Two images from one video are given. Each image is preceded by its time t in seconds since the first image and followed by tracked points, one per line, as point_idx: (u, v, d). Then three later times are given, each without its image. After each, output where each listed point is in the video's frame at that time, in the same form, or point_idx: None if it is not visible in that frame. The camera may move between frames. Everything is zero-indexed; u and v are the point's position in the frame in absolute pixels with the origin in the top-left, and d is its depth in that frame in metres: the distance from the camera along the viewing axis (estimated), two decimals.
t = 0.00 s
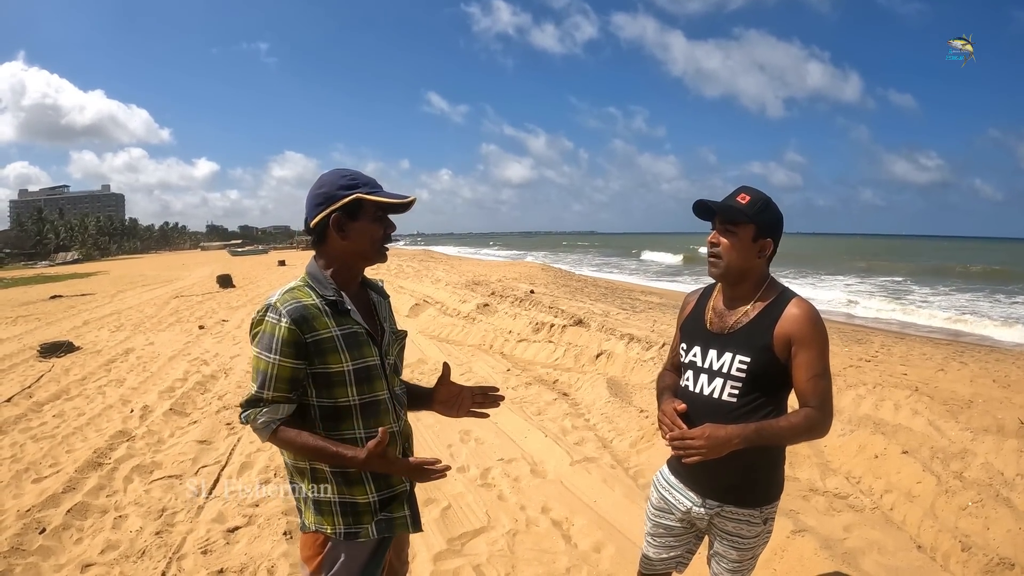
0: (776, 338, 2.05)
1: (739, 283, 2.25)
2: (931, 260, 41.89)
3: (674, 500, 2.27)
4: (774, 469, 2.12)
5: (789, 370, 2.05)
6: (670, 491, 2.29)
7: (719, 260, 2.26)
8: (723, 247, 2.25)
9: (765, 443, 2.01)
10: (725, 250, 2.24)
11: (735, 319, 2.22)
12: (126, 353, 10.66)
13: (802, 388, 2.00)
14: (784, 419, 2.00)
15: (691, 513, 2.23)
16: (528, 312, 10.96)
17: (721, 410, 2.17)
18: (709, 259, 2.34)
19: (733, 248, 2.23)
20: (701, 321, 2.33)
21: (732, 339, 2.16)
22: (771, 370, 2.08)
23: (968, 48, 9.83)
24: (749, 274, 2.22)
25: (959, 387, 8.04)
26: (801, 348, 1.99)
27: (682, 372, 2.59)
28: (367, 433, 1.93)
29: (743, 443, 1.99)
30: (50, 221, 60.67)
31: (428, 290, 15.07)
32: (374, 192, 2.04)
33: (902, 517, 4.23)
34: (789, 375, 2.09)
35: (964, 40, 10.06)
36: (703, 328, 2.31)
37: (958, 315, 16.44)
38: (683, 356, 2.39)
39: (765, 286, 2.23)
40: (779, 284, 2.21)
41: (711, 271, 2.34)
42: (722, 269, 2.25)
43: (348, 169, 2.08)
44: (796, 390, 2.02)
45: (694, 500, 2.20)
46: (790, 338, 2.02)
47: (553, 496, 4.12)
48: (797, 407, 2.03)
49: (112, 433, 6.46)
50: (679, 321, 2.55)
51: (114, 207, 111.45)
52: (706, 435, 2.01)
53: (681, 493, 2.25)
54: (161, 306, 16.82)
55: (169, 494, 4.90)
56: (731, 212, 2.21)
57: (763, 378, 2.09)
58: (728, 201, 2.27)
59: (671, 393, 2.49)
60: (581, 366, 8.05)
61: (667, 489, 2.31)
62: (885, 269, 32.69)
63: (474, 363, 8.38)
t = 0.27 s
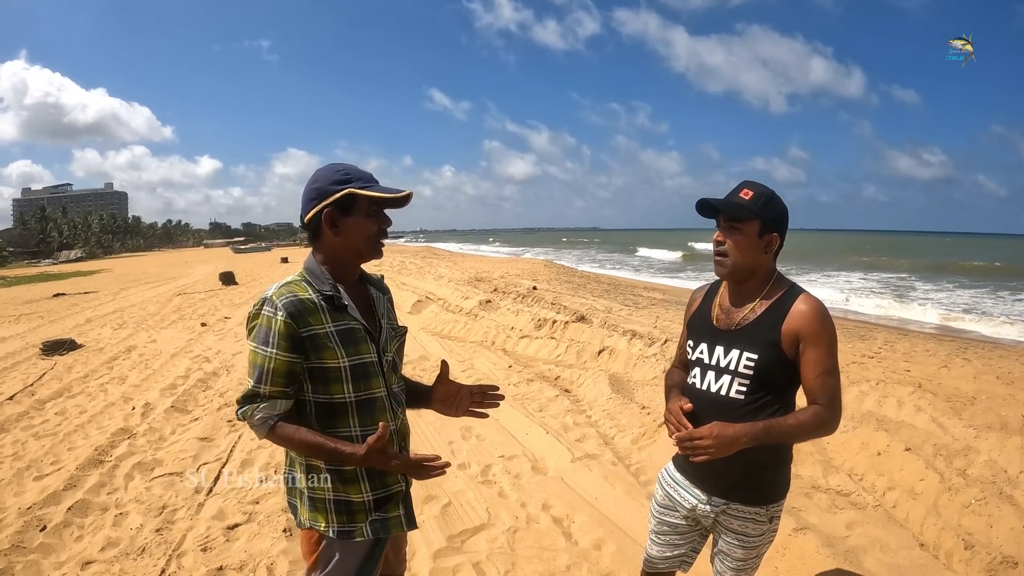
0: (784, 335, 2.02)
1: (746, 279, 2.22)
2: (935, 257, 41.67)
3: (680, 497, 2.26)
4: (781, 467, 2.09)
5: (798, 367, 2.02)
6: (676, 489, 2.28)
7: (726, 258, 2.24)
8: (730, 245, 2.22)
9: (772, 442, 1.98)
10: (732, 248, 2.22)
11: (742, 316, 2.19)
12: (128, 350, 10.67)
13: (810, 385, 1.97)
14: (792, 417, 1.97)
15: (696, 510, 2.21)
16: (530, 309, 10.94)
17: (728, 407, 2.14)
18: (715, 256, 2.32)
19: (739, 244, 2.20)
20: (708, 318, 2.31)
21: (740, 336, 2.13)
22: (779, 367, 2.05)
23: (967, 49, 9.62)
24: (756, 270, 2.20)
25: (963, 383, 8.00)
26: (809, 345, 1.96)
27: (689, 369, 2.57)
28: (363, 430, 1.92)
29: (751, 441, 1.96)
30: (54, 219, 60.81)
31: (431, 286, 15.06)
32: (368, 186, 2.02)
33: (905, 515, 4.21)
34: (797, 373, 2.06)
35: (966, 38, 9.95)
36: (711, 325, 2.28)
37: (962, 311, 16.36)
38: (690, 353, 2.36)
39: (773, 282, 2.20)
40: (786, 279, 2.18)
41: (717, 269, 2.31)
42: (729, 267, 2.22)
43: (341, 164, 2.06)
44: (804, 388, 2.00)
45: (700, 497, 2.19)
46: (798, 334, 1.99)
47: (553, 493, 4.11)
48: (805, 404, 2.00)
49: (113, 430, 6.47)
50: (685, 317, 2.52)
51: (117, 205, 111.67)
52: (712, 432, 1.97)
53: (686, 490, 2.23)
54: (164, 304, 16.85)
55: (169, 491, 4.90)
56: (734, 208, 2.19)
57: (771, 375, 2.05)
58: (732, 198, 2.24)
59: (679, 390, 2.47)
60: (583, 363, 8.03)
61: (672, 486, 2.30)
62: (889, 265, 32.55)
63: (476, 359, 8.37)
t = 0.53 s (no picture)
0: (789, 334, 2.00)
1: (750, 277, 2.20)
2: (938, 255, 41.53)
3: (682, 498, 2.23)
4: (782, 466, 2.08)
5: (801, 367, 2.02)
6: (677, 489, 2.25)
7: (731, 256, 2.21)
8: (735, 242, 2.19)
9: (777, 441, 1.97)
10: (737, 245, 2.19)
11: (746, 315, 2.17)
12: (129, 349, 10.67)
13: (814, 384, 1.96)
14: (796, 415, 1.96)
15: (698, 510, 2.19)
16: (531, 307, 10.91)
17: (731, 406, 2.12)
18: (718, 254, 2.29)
19: (744, 242, 2.18)
20: (710, 317, 2.28)
21: (743, 335, 2.11)
22: (783, 366, 2.03)
23: (967, 49, 9.63)
24: (761, 268, 2.18)
25: (965, 381, 7.97)
26: (813, 344, 1.95)
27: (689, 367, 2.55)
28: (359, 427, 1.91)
29: (756, 441, 1.92)
30: (56, 219, 60.92)
31: (432, 285, 15.05)
32: (365, 187, 1.99)
33: (907, 514, 4.18)
34: (799, 372, 2.05)
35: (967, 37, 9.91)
36: (713, 323, 2.25)
37: (964, 310, 16.30)
38: (691, 351, 2.34)
39: (777, 281, 2.19)
40: (789, 278, 2.17)
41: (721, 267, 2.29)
42: (734, 265, 2.20)
43: (339, 163, 2.03)
44: (807, 387, 1.99)
45: (702, 498, 2.16)
46: (803, 333, 1.98)
47: (554, 492, 4.09)
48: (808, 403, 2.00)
49: (114, 429, 6.46)
50: (687, 316, 2.49)
51: (118, 205, 111.83)
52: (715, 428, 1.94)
53: (688, 490, 2.21)
54: (166, 303, 16.86)
55: (169, 490, 4.90)
56: (739, 205, 2.16)
57: (775, 375, 2.04)
58: (736, 195, 2.22)
59: (679, 388, 2.45)
60: (584, 361, 8.01)
61: (674, 486, 2.27)
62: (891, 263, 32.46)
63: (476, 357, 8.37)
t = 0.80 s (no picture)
0: (793, 335, 1.97)
1: (751, 276, 2.16)
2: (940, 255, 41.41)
3: (681, 502, 2.19)
4: (784, 468, 2.05)
5: (804, 369, 1.98)
6: (676, 493, 2.21)
7: (732, 255, 2.17)
8: (736, 241, 2.16)
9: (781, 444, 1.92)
10: (738, 244, 2.15)
11: (748, 316, 2.13)
12: (129, 350, 10.65)
13: (817, 386, 1.93)
14: (801, 418, 1.92)
15: (698, 515, 2.15)
16: (533, 307, 10.88)
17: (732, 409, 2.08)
18: (719, 253, 2.25)
19: (746, 240, 2.14)
20: (711, 318, 2.24)
21: (746, 337, 2.07)
22: (786, 368, 2.00)
23: (967, 48, 9.64)
24: (763, 267, 2.14)
25: (968, 381, 7.92)
26: (817, 346, 1.92)
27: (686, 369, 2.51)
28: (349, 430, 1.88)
29: (760, 445, 1.88)
30: (58, 220, 61.00)
31: (433, 285, 15.02)
32: (350, 180, 1.98)
33: (910, 516, 4.14)
34: (802, 373, 2.02)
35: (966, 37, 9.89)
36: (714, 324, 2.21)
37: (966, 310, 16.25)
38: (690, 353, 2.30)
39: (778, 281, 2.15)
40: (790, 278, 2.14)
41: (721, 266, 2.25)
42: (735, 263, 2.16)
43: (323, 159, 2.01)
44: (810, 389, 1.96)
45: (702, 502, 2.12)
46: (806, 334, 1.95)
47: (553, 494, 4.06)
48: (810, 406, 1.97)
49: (112, 430, 6.44)
50: (685, 317, 2.45)
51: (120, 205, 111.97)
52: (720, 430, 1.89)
53: (687, 494, 2.17)
54: (167, 303, 16.85)
55: (166, 491, 4.87)
56: (744, 203, 2.13)
57: (778, 377, 2.01)
58: (738, 193, 2.19)
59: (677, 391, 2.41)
60: (584, 362, 7.98)
61: (672, 490, 2.23)
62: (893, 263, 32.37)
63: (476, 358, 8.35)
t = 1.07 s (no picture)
0: (791, 340, 1.90)
1: (749, 275, 2.11)
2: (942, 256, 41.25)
3: (677, 512, 2.13)
4: (782, 478, 1.99)
5: (802, 375, 1.92)
6: (673, 502, 2.14)
7: (730, 250, 2.12)
8: (734, 236, 2.09)
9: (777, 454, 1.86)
10: (736, 239, 2.09)
11: (744, 319, 2.08)
12: (128, 351, 10.62)
13: (816, 393, 1.86)
14: (797, 426, 1.86)
15: (695, 525, 2.08)
16: (534, 307, 10.82)
17: (728, 417, 2.02)
18: (717, 248, 2.19)
19: (744, 237, 2.07)
20: (706, 320, 2.18)
21: (741, 341, 2.01)
22: (783, 374, 1.93)
23: (967, 48, 9.59)
24: (761, 266, 2.08)
25: (972, 383, 7.85)
26: (816, 351, 1.86)
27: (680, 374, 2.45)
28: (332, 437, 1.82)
29: (755, 455, 1.81)
30: (60, 220, 61.08)
31: (434, 286, 14.98)
32: (337, 179, 1.92)
33: (915, 520, 4.06)
34: (799, 379, 1.96)
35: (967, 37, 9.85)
36: (709, 327, 2.15)
37: (969, 310, 16.16)
38: (684, 357, 2.24)
39: (776, 282, 2.09)
40: (790, 279, 2.07)
41: (719, 263, 2.19)
42: (733, 259, 2.11)
43: (311, 155, 1.95)
44: (808, 396, 1.89)
45: (698, 512, 2.06)
46: (805, 339, 1.89)
47: (552, 498, 4.00)
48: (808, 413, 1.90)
49: (109, 432, 6.39)
50: (680, 319, 2.39)
51: (122, 206, 112.14)
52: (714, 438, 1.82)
53: (684, 504, 2.10)
54: (167, 303, 16.82)
55: (161, 494, 4.82)
56: (743, 197, 2.07)
57: (774, 383, 1.94)
58: (739, 187, 2.13)
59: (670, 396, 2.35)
60: (586, 363, 7.92)
61: (668, 499, 2.17)
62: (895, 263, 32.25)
63: (477, 359, 8.31)
